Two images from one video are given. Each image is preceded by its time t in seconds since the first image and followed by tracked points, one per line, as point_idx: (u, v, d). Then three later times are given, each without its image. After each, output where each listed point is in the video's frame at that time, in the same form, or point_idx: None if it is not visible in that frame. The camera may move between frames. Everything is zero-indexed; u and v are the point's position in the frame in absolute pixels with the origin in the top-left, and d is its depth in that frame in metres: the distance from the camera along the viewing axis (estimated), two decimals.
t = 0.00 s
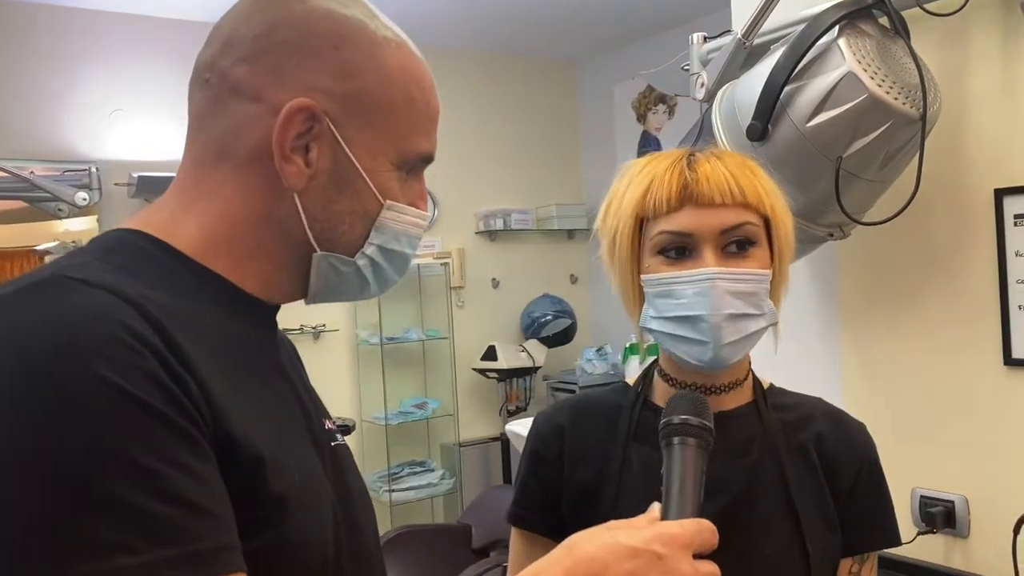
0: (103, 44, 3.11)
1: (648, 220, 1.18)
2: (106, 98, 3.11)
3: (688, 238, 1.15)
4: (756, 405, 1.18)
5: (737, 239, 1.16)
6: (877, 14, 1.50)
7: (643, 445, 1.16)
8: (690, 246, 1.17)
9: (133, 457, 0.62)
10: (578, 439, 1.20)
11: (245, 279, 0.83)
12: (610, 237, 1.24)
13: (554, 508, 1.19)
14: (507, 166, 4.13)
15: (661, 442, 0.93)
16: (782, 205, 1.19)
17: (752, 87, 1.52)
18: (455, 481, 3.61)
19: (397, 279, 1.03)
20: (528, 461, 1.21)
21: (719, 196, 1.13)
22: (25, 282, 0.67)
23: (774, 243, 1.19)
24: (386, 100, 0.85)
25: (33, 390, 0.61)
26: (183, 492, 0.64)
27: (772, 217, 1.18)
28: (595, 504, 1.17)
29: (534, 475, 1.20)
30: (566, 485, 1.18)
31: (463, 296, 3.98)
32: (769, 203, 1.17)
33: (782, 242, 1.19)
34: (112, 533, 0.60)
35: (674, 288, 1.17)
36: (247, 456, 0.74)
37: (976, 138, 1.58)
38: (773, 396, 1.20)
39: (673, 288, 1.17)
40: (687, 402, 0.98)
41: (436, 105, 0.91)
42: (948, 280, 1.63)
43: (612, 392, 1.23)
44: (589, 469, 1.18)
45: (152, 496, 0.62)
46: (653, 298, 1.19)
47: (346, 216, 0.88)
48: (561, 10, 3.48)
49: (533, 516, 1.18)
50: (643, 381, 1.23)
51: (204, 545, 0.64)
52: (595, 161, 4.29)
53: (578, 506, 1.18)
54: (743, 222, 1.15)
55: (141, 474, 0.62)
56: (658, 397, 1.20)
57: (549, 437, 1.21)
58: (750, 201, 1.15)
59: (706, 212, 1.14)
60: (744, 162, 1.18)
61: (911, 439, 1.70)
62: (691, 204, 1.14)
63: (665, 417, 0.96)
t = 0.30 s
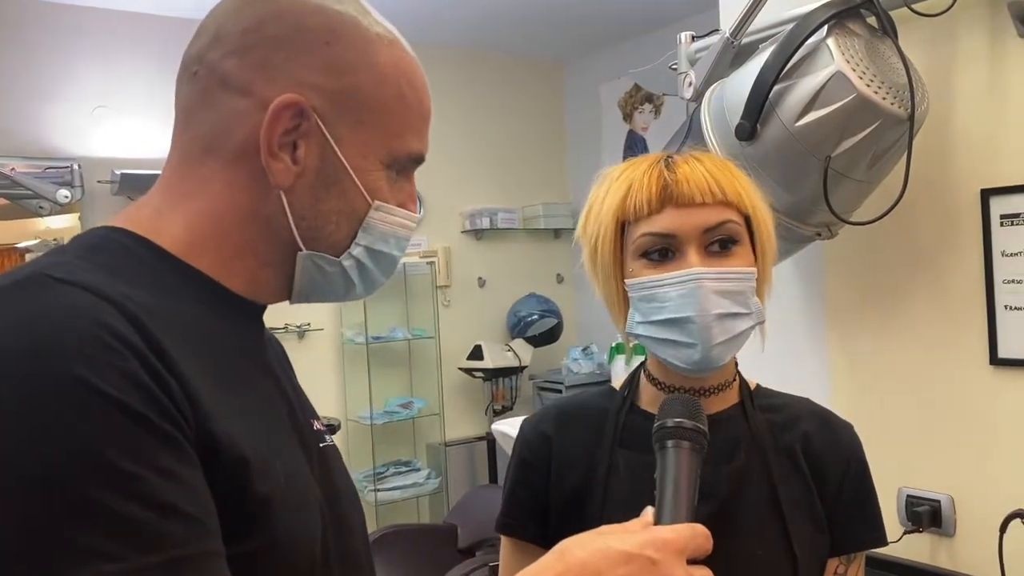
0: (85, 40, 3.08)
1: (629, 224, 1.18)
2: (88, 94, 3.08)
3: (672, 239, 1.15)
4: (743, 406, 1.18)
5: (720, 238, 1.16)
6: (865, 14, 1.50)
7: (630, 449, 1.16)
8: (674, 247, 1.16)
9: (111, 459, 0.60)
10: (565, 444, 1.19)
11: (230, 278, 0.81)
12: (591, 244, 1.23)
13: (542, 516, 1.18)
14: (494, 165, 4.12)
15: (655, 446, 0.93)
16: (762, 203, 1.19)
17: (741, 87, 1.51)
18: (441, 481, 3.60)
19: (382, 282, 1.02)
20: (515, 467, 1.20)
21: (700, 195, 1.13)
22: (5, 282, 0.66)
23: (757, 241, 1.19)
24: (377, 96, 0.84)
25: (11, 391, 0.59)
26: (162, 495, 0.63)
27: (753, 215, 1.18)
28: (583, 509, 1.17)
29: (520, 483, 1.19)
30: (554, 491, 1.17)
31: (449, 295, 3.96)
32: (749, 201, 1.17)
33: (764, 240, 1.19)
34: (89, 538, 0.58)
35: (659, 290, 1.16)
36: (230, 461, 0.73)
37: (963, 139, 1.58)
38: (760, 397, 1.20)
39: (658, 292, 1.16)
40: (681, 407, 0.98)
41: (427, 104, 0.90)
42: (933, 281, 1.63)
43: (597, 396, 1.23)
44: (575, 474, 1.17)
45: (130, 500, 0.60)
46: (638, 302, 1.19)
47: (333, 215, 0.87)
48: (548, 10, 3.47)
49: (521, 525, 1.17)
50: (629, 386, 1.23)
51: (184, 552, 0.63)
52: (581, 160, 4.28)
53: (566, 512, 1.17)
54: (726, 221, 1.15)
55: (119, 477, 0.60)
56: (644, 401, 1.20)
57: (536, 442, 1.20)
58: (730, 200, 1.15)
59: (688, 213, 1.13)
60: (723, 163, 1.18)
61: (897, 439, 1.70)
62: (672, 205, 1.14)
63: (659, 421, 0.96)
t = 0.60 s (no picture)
0: (68, 35, 3.05)
1: (623, 228, 1.17)
2: (71, 90, 3.05)
3: (666, 245, 1.15)
4: (729, 407, 1.18)
5: (714, 244, 1.16)
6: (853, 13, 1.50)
7: (618, 447, 1.16)
8: (669, 253, 1.16)
9: (84, 461, 0.60)
10: (554, 441, 1.19)
11: (209, 275, 0.81)
12: (585, 246, 1.23)
13: (529, 512, 1.18)
14: (481, 163, 4.11)
15: (640, 442, 0.93)
16: (755, 208, 1.19)
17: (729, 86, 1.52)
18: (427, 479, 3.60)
19: (364, 282, 1.01)
20: (503, 461, 1.19)
21: (694, 201, 1.13)
22: None
23: (750, 247, 1.19)
24: (359, 92, 0.83)
25: None
26: (137, 498, 0.62)
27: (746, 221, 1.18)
28: (570, 507, 1.17)
29: (508, 477, 1.19)
30: (541, 488, 1.17)
31: (436, 293, 3.95)
32: (743, 206, 1.17)
33: (757, 246, 1.19)
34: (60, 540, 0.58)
35: (652, 296, 1.16)
36: (207, 462, 0.72)
37: (948, 139, 1.59)
38: (746, 397, 1.20)
39: (652, 297, 1.16)
40: (666, 403, 0.98)
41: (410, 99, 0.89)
42: (918, 280, 1.64)
43: (584, 394, 1.23)
44: (563, 471, 1.17)
45: (102, 503, 0.60)
46: (632, 307, 1.19)
47: (314, 212, 0.86)
48: (535, 8, 3.47)
49: (507, 519, 1.17)
50: (616, 384, 1.23)
51: (159, 554, 0.62)
52: (569, 158, 4.28)
53: (553, 507, 1.17)
54: (720, 227, 1.15)
55: (91, 479, 0.60)
56: (633, 400, 1.20)
57: (525, 438, 1.20)
58: (724, 205, 1.15)
59: (683, 218, 1.14)
60: (717, 168, 1.18)
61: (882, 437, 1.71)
62: (667, 210, 1.14)
63: (643, 418, 0.95)
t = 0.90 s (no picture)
0: (55, 29, 3.03)
1: (611, 229, 1.17)
2: (58, 84, 3.03)
3: (654, 248, 1.15)
4: (710, 404, 1.18)
5: (701, 249, 1.16)
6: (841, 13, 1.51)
7: (601, 445, 1.17)
8: (655, 256, 1.16)
9: (68, 461, 0.60)
10: (537, 439, 1.19)
11: (189, 272, 0.81)
12: (570, 244, 1.23)
13: (512, 510, 1.18)
14: (470, 160, 4.11)
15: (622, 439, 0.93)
16: (741, 215, 1.19)
17: (717, 84, 1.52)
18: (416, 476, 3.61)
19: (345, 280, 1.01)
20: (486, 461, 1.20)
21: (684, 206, 1.14)
22: None
23: (734, 253, 1.20)
24: (342, 89, 0.83)
25: None
26: (122, 498, 0.62)
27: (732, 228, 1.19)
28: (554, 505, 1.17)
29: (491, 476, 1.19)
30: (525, 487, 1.17)
31: (425, 290, 3.95)
32: (730, 213, 1.17)
33: (741, 253, 1.20)
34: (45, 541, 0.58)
35: (639, 299, 1.16)
36: (190, 459, 0.72)
37: (934, 138, 1.60)
38: (727, 394, 1.20)
39: (638, 300, 1.16)
40: (650, 400, 0.98)
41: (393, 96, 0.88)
42: (904, 279, 1.65)
43: (569, 392, 1.24)
44: (547, 470, 1.17)
45: (88, 504, 0.60)
46: (618, 308, 1.19)
47: (296, 208, 0.86)
48: (525, 6, 3.47)
49: (490, 518, 1.17)
50: (601, 383, 1.23)
51: (143, 553, 0.62)
52: (558, 156, 4.28)
53: (537, 505, 1.17)
54: (708, 232, 1.15)
55: (76, 479, 0.60)
56: (616, 398, 1.21)
57: (507, 437, 1.20)
58: (713, 210, 1.15)
59: (673, 223, 1.14)
60: (706, 173, 1.19)
61: (867, 434, 1.73)
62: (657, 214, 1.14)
63: (626, 415, 0.96)
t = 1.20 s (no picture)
0: (43, 22, 3.01)
1: (594, 227, 1.18)
2: (47, 80, 3.01)
3: (637, 245, 1.15)
4: (697, 401, 1.19)
5: (684, 244, 1.17)
6: (830, 11, 1.51)
7: (588, 441, 1.17)
8: (639, 253, 1.16)
9: (49, 456, 0.60)
10: (523, 436, 1.20)
11: (169, 267, 0.81)
12: (554, 243, 1.23)
13: (500, 506, 1.19)
14: (461, 157, 4.10)
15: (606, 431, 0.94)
16: (723, 211, 1.20)
17: (707, 81, 1.53)
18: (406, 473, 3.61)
19: (325, 274, 1.01)
20: (472, 459, 1.21)
21: (666, 203, 1.14)
22: None
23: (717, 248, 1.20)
24: (321, 85, 0.83)
25: None
26: (106, 492, 0.62)
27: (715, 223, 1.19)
28: (540, 501, 1.17)
29: (476, 475, 1.20)
30: (512, 484, 1.18)
31: (416, 287, 3.95)
32: (712, 208, 1.18)
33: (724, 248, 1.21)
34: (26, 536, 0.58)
35: (623, 296, 1.17)
36: (172, 454, 0.72)
37: (922, 136, 1.61)
38: (715, 390, 1.21)
39: (624, 297, 1.17)
40: (632, 393, 0.99)
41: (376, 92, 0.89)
42: (891, 276, 1.66)
43: (556, 388, 1.24)
44: (533, 467, 1.17)
45: (70, 498, 0.60)
46: (602, 306, 1.19)
47: (275, 202, 0.86)
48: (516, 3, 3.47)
49: (477, 516, 1.18)
50: (588, 379, 1.24)
51: (128, 549, 0.62)
52: (550, 153, 4.28)
53: (524, 502, 1.18)
54: (690, 228, 1.16)
55: (57, 474, 0.60)
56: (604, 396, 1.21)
57: (493, 435, 1.21)
58: (695, 206, 1.16)
59: (655, 219, 1.14)
60: (687, 168, 1.19)
61: (855, 431, 1.74)
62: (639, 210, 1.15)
63: (610, 406, 0.97)
